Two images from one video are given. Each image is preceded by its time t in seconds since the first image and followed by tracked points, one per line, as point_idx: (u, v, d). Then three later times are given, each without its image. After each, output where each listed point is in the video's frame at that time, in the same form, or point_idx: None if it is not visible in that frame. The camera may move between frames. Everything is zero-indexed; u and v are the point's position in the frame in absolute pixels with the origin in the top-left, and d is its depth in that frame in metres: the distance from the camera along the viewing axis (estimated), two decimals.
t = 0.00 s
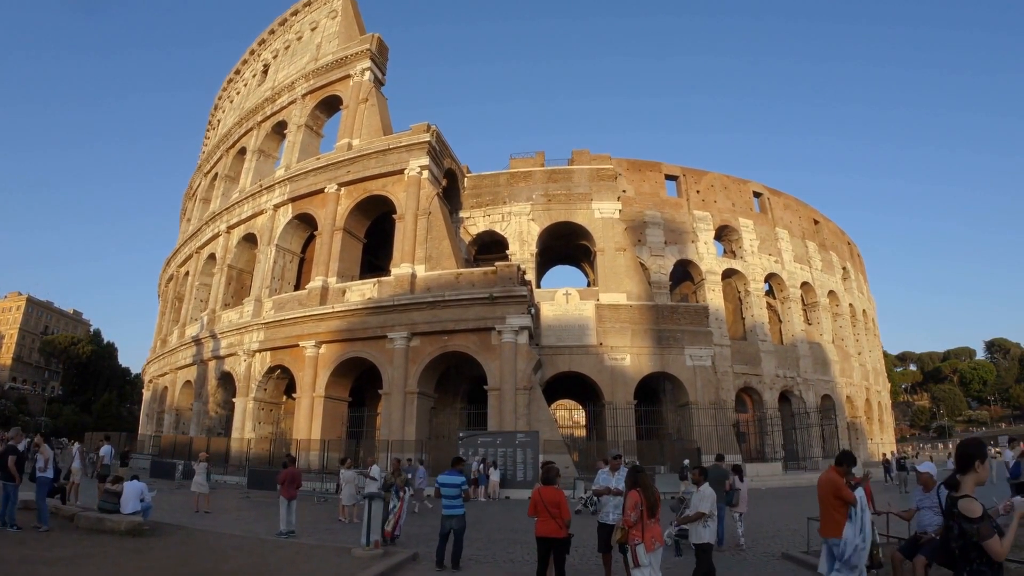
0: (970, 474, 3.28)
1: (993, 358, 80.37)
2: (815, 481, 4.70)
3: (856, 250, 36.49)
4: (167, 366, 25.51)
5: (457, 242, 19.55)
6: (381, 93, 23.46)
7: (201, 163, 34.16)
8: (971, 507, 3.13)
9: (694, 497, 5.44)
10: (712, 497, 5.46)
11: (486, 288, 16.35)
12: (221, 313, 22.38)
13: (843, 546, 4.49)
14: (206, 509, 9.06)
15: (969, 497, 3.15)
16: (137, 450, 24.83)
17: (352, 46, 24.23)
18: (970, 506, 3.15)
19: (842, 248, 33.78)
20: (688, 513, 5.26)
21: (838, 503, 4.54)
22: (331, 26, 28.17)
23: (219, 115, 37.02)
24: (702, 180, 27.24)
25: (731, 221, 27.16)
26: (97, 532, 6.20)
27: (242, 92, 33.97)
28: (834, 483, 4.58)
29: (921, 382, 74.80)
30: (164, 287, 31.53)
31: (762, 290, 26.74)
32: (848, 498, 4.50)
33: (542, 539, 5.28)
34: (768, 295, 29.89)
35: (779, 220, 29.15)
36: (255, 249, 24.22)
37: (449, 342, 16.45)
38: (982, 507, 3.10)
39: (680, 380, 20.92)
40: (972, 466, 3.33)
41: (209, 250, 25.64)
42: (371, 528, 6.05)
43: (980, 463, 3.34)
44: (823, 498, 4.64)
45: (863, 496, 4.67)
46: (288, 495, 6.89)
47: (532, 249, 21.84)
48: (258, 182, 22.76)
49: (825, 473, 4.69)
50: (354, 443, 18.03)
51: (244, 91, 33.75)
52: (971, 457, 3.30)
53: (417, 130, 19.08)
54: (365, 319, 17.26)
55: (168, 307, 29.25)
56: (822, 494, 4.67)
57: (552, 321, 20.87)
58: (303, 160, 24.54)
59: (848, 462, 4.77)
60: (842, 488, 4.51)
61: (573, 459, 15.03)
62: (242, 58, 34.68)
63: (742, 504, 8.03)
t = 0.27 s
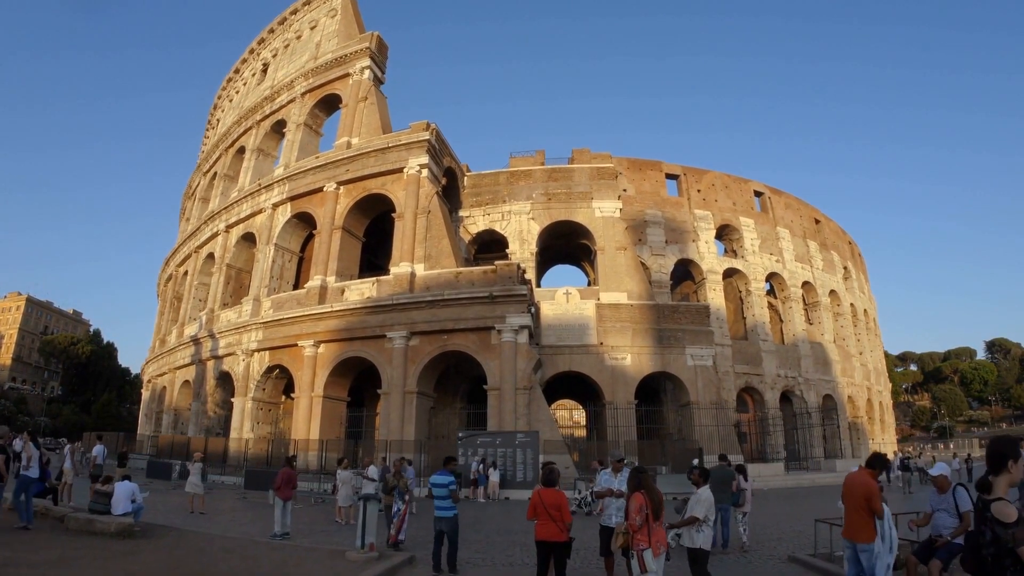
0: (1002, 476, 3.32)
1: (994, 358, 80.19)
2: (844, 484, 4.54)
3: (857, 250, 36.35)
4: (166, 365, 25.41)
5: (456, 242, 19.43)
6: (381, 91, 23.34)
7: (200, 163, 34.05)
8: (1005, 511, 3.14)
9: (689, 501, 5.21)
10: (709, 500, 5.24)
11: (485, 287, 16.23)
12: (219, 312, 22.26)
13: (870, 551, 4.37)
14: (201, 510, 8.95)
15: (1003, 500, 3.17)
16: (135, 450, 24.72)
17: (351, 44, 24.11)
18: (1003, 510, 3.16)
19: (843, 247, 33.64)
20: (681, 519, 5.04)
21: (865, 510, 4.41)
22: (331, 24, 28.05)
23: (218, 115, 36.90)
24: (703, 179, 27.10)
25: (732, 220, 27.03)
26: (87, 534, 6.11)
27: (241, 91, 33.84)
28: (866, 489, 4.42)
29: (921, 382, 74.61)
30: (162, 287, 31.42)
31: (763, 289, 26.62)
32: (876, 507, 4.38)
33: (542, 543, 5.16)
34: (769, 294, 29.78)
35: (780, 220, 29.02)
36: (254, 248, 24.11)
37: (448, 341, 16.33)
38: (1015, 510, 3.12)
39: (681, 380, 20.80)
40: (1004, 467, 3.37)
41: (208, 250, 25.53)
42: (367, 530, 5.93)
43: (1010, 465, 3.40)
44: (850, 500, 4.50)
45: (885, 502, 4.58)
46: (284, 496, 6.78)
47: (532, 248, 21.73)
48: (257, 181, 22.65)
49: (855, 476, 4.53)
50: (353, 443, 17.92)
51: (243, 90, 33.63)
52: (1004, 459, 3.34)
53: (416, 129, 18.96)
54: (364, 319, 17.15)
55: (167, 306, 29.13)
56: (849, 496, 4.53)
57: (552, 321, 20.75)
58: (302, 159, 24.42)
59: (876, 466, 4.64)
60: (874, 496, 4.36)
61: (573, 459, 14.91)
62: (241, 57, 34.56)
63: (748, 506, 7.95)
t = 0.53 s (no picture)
0: None
1: (994, 358, 80.08)
2: (869, 483, 4.41)
3: (858, 250, 36.22)
4: (164, 365, 25.30)
5: (456, 240, 19.32)
6: (380, 90, 23.23)
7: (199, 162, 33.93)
8: None
9: (686, 503, 5.07)
10: (707, 503, 5.08)
11: (485, 286, 16.12)
12: (218, 312, 22.16)
13: (889, 556, 4.25)
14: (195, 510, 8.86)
15: None
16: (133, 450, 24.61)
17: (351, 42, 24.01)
18: None
19: (844, 247, 33.51)
20: (678, 522, 4.93)
21: (887, 513, 4.29)
22: (330, 23, 27.94)
23: (217, 114, 36.79)
24: (703, 178, 26.98)
25: (732, 219, 26.92)
26: (76, 535, 6.03)
27: (240, 90, 33.72)
28: (892, 492, 4.30)
29: (922, 382, 74.48)
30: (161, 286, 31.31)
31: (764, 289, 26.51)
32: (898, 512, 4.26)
33: (540, 546, 5.06)
34: (770, 294, 29.67)
35: (781, 219, 28.90)
36: (253, 247, 24.00)
37: (447, 341, 16.22)
38: None
39: (682, 380, 20.67)
40: None
41: (206, 249, 25.41)
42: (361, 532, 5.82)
43: None
44: (872, 502, 4.37)
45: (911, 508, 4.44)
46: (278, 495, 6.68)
47: (532, 247, 21.61)
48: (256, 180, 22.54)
49: (881, 478, 4.40)
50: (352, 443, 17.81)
51: (242, 89, 33.51)
52: None
53: (416, 127, 18.85)
54: (362, 318, 17.04)
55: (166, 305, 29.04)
56: (871, 496, 4.40)
57: (552, 320, 20.64)
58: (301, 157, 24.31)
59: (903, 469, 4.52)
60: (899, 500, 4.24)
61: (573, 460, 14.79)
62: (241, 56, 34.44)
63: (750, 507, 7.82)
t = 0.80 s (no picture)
0: None
1: (994, 358, 79.96)
2: (886, 483, 4.29)
3: (858, 249, 36.11)
4: (162, 365, 25.19)
5: (455, 239, 19.21)
6: (379, 88, 23.13)
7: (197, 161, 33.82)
8: None
9: (686, 504, 4.97)
10: (707, 505, 4.97)
11: (484, 285, 16.01)
12: (216, 311, 22.05)
13: (905, 559, 4.14)
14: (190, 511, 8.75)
15: None
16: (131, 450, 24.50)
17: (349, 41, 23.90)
18: None
19: (844, 247, 33.41)
20: (676, 523, 4.83)
21: (905, 516, 4.18)
22: (329, 21, 27.84)
23: (216, 113, 36.70)
24: (704, 177, 26.87)
25: (733, 218, 26.81)
26: (65, 536, 5.94)
27: (239, 89, 33.62)
28: (911, 495, 4.17)
29: (922, 382, 74.37)
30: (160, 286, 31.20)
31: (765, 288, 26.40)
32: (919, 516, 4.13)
33: (539, 550, 4.94)
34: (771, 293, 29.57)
35: (781, 218, 28.79)
36: (252, 246, 23.89)
37: (446, 340, 16.11)
38: None
39: (683, 380, 20.55)
40: None
41: (205, 248, 25.30)
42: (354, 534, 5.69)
43: None
44: (889, 503, 4.26)
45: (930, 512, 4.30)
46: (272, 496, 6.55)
47: (532, 246, 21.50)
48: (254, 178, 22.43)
49: (900, 480, 4.28)
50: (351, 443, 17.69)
51: (241, 88, 33.41)
52: None
53: (415, 125, 18.74)
54: (361, 317, 16.93)
55: (164, 305, 28.94)
56: (887, 495, 4.29)
57: (552, 319, 20.53)
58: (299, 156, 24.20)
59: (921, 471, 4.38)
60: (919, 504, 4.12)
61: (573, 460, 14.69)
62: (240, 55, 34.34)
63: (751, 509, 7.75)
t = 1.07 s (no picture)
0: None
1: (994, 358, 79.84)
2: (902, 484, 4.20)
3: (859, 249, 36.01)
4: (160, 365, 25.07)
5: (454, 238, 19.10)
6: (378, 86, 23.02)
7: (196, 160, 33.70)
8: None
9: (686, 504, 4.85)
10: (707, 505, 4.86)
11: (483, 284, 15.90)
12: (214, 310, 21.94)
13: (921, 563, 4.02)
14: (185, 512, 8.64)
15: None
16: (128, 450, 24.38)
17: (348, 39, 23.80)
18: None
19: (845, 246, 33.31)
20: (677, 523, 4.72)
21: (921, 518, 4.07)
22: (328, 19, 27.73)
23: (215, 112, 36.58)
24: (704, 176, 26.76)
25: (733, 217, 26.70)
26: (54, 538, 5.84)
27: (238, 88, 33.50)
28: (929, 497, 4.08)
29: (922, 382, 74.26)
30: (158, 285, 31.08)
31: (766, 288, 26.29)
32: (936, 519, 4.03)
33: (537, 554, 4.82)
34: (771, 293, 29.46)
35: (782, 217, 28.68)
36: (250, 245, 23.77)
37: (445, 339, 16.01)
38: None
39: (683, 379, 20.43)
40: None
41: (203, 247, 25.19)
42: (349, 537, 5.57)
43: None
44: (905, 505, 4.16)
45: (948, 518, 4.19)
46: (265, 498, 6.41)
47: (532, 244, 21.39)
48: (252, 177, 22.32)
49: (917, 481, 4.19)
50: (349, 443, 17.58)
51: (240, 87, 33.28)
52: None
53: (413, 123, 18.63)
54: (359, 316, 16.82)
55: (162, 305, 28.82)
56: (903, 496, 4.19)
57: (551, 319, 20.42)
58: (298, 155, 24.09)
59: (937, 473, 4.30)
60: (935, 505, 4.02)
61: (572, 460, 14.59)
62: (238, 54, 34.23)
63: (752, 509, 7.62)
